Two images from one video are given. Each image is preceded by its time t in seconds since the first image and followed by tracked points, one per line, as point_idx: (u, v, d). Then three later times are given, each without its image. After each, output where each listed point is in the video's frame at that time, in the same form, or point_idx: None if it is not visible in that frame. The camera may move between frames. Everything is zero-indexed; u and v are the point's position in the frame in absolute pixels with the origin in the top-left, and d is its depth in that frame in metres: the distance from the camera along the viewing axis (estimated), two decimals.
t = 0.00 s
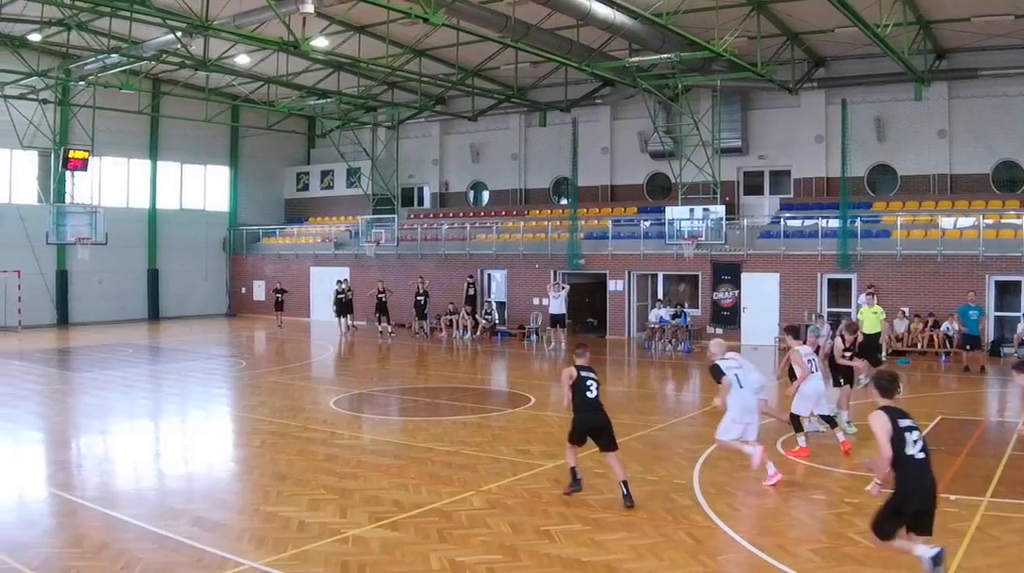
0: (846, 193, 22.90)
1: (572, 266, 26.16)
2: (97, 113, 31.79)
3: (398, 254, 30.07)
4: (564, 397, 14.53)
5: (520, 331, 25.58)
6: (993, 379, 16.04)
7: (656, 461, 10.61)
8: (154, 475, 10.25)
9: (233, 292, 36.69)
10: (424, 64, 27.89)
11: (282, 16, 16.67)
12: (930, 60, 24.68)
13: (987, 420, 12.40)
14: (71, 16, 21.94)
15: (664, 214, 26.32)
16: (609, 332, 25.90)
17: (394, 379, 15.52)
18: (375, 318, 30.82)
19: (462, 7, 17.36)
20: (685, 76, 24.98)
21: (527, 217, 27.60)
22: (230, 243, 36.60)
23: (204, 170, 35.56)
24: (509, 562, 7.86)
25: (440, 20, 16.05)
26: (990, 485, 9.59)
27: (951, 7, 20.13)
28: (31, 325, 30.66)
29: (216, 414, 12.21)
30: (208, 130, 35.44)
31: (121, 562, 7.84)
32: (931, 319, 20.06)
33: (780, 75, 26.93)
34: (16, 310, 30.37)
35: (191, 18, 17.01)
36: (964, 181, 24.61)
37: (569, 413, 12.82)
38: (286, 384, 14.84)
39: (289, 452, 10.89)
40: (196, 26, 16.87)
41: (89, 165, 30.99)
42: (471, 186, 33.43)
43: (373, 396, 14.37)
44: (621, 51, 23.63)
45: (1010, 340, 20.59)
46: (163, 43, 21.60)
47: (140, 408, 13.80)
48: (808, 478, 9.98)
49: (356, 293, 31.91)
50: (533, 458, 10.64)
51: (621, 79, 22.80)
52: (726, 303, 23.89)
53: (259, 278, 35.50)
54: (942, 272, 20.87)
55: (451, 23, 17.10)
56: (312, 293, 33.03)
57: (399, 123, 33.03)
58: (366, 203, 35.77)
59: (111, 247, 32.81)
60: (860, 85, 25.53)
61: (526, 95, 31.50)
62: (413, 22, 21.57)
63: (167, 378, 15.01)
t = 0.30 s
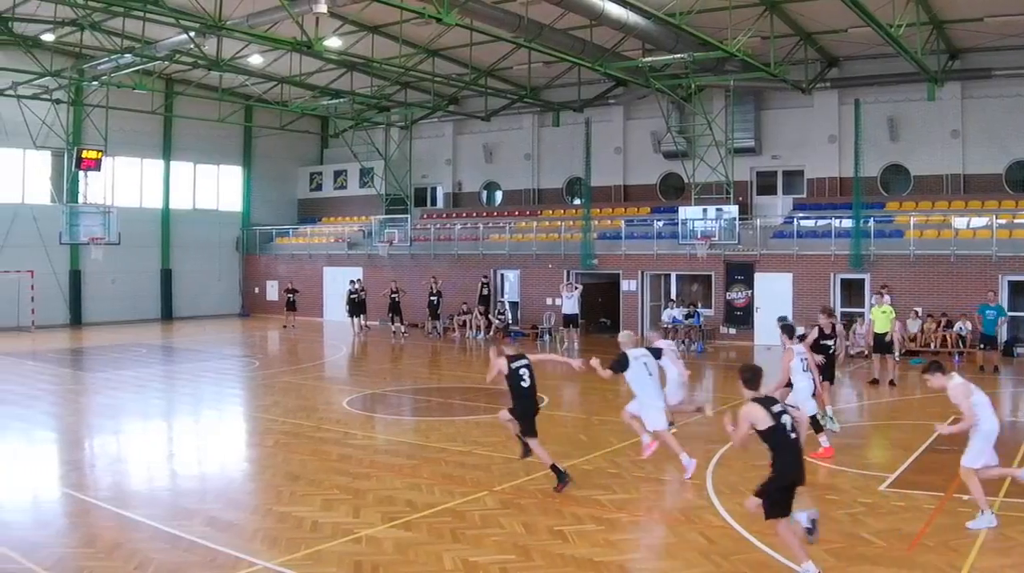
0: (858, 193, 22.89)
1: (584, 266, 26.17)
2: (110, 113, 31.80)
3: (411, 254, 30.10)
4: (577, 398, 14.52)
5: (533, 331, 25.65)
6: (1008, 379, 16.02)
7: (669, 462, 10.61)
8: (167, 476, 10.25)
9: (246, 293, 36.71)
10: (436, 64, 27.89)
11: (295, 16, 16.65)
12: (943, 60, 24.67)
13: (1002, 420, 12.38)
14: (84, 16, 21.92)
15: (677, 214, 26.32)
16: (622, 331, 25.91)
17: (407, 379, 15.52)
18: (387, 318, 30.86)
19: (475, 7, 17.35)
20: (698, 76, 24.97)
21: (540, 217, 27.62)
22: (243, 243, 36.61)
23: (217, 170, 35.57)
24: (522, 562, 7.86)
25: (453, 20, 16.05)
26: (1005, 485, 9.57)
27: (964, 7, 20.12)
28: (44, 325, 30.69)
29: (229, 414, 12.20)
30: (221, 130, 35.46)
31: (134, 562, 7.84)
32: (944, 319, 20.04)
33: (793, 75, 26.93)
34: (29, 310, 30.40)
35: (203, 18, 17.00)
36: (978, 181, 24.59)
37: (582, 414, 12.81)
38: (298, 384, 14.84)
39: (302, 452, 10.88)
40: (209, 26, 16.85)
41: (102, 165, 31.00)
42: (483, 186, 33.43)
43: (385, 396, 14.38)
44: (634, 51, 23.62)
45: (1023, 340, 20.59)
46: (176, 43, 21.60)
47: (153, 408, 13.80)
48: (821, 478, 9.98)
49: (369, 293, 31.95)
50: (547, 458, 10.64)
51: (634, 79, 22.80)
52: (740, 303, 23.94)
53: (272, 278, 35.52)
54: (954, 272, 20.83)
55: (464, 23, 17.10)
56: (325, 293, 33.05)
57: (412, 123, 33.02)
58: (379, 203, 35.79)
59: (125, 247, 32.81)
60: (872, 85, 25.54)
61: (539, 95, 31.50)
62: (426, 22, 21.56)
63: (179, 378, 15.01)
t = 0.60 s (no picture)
0: (871, 193, 22.88)
1: (597, 266, 26.18)
2: (124, 113, 31.82)
3: (425, 254, 30.14)
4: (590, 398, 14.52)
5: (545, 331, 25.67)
6: None
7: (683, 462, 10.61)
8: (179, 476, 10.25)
9: (259, 293, 36.73)
10: (450, 65, 27.91)
11: (309, 16, 16.66)
12: (956, 60, 24.68)
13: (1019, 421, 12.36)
14: (97, 16, 21.93)
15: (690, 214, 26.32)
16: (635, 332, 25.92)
17: (421, 379, 15.53)
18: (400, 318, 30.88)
19: (488, 7, 17.37)
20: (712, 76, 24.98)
21: (553, 217, 27.63)
22: (256, 243, 36.60)
23: (230, 170, 35.59)
24: (536, 562, 7.86)
25: (466, 20, 16.08)
26: (1019, 486, 9.55)
27: (977, 7, 20.12)
28: (58, 325, 30.70)
29: (243, 414, 12.20)
30: (235, 130, 35.50)
31: (148, 562, 7.83)
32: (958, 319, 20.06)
33: (807, 75, 26.95)
34: (43, 310, 30.42)
35: (217, 18, 17.01)
36: (991, 181, 24.57)
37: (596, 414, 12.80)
38: (311, 384, 14.85)
39: (315, 452, 10.89)
40: (223, 26, 16.85)
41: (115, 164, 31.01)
42: (497, 186, 33.44)
43: (399, 395, 14.39)
44: (647, 51, 23.62)
45: None
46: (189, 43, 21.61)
47: (166, 408, 13.81)
48: (834, 478, 9.97)
49: (382, 293, 31.98)
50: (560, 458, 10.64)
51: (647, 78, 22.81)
52: (753, 303, 23.95)
53: (285, 278, 35.55)
54: (968, 272, 20.81)
55: (478, 23, 17.13)
56: (338, 293, 33.08)
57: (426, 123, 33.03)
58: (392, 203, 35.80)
59: (138, 247, 32.82)
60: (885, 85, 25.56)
61: (552, 95, 31.50)
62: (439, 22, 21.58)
63: (193, 378, 15.01)
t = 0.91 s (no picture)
0: (883, 194, 22.88)
1: (609, 266, 26.21)
2: (136, 113, 31.83)
3: (436, 254, 30.17)
4: (601, 398, 14.53)
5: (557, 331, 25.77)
6: None
7: (694, 462, 10.61)
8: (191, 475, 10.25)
9: (271, 293, 36.73)
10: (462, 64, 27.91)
11: (320, 16, 16.66)
12: (968, 60, 24.69)
13: None
14: (109, 16, 21.92)
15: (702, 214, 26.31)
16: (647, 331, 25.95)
17: (432, 379, 15.57)
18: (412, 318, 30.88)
19: (500, 7, 17.38)
20: (723, 75, 25.00)
21: (565, 217, 27.66)
22: (269, 243, 36.64)
23: (242, 170, 35.62)
24: (547, 562, 7.86)
25: (478, 20, 16.09)
26: None
27: (989, 7, 20.10)
28: (70, 325, 30.70)
29: (254, 414, 12.20)
30: (247, 130, 35.53)
31: (159, 562, 7.83)
32: (969, 318, 19.96)
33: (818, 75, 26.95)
34: (55, 310, 30.42)
35: (229, 18, 17.02)
36: (1003, 181, 24.54)
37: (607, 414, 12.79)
38: (322, 383, 14.85)
39: (326, 452, 10.89)
40: (234, 26, 16.86)
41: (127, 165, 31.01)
42: (509, 186, 33.43)
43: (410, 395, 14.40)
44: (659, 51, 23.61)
45: None
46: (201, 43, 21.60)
47: (178, 408, 13.82)
48: (846, 478, 9.96)
49: (394, 293, 31.99)
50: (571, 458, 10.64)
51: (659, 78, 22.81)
52: (764, 303, 23.91)
53: (297, 278, 35.53)
54: (980, 272, 20.79)
55: (489, 23, 17.15)
56: (350, 293, 33.09)
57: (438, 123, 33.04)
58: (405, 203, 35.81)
59: (150, 247, 32.81)
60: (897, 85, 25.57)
61: (564, 95, 31.50)
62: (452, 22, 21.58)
63: (205, 379, 15.00)
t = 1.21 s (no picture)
0: (897, 194, 22.87)
1: (622, 266, 26.23)
2: (149, 113, 31.84)
3: (450, 254, 30.21)
4: (614, 398, 14.54)
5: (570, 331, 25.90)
6: None
7: (707, 461, 10.61)
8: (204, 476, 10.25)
9: (284, 293, 36.72)
10: (475, 64, 27.91)
11: (333, 16, 16.67)
12: (981, 60, 24.67)
13: None
14: (122, 16, 21.90)
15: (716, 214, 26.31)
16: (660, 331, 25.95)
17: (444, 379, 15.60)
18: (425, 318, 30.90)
19: (512, 7, 17.39)
20: (737, 75, 25.04)
21: (578, 217, 27.69)
22: (282, 243, 36.64)
23: (256, 170, 35.63)
24: (560, 562, 7.86)
25: (491, 20, 16.09)
26: None
27: (1002, 7, 20.09)
28: (83, 325, 30.74)
29: (267, 414, 12.20)
30: (261, 130, 35.56)
31: (173, 562, 7.83)
32: (982, 318, 19.77)
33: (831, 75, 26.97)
34: (68, 310, 30.49)
35: (242, 19, 17.02)
36: (1016, 181, 24.53)
37: (621, 414, 12.79)
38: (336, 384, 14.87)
39: (340, 452, 10.89)
40: (247, 26, 16.87)
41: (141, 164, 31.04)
42: (522, 186, 33.45)
43: (424, 395, 14.40)
44: (673, 51, 23.59)
45: None
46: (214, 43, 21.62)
47: (191, 408, 13.83)
48: (860, 478, 9.95)
49: (407, 293, 32.00)
50: (585, 458, 10.63)
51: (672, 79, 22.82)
52: (778, 303, 24.04)
53: (311, 278, 35.53)
54: (994, 272, 20.76)
55: (502, 23, 17.16)
56: (363, 293, 33.07)
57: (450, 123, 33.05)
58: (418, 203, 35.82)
59: (162, 247, 32.82)
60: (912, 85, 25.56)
61: (577, 95, 31.49)
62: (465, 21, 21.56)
63: (218, 378, 15.02)
